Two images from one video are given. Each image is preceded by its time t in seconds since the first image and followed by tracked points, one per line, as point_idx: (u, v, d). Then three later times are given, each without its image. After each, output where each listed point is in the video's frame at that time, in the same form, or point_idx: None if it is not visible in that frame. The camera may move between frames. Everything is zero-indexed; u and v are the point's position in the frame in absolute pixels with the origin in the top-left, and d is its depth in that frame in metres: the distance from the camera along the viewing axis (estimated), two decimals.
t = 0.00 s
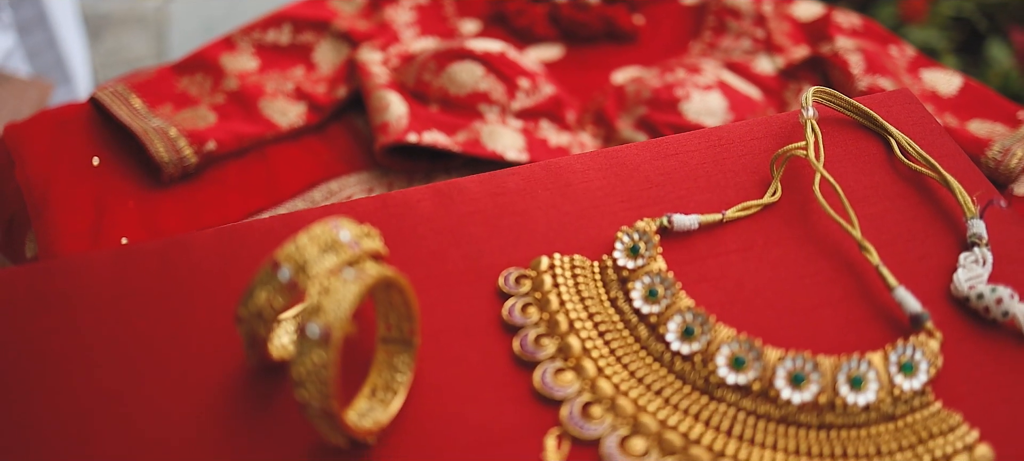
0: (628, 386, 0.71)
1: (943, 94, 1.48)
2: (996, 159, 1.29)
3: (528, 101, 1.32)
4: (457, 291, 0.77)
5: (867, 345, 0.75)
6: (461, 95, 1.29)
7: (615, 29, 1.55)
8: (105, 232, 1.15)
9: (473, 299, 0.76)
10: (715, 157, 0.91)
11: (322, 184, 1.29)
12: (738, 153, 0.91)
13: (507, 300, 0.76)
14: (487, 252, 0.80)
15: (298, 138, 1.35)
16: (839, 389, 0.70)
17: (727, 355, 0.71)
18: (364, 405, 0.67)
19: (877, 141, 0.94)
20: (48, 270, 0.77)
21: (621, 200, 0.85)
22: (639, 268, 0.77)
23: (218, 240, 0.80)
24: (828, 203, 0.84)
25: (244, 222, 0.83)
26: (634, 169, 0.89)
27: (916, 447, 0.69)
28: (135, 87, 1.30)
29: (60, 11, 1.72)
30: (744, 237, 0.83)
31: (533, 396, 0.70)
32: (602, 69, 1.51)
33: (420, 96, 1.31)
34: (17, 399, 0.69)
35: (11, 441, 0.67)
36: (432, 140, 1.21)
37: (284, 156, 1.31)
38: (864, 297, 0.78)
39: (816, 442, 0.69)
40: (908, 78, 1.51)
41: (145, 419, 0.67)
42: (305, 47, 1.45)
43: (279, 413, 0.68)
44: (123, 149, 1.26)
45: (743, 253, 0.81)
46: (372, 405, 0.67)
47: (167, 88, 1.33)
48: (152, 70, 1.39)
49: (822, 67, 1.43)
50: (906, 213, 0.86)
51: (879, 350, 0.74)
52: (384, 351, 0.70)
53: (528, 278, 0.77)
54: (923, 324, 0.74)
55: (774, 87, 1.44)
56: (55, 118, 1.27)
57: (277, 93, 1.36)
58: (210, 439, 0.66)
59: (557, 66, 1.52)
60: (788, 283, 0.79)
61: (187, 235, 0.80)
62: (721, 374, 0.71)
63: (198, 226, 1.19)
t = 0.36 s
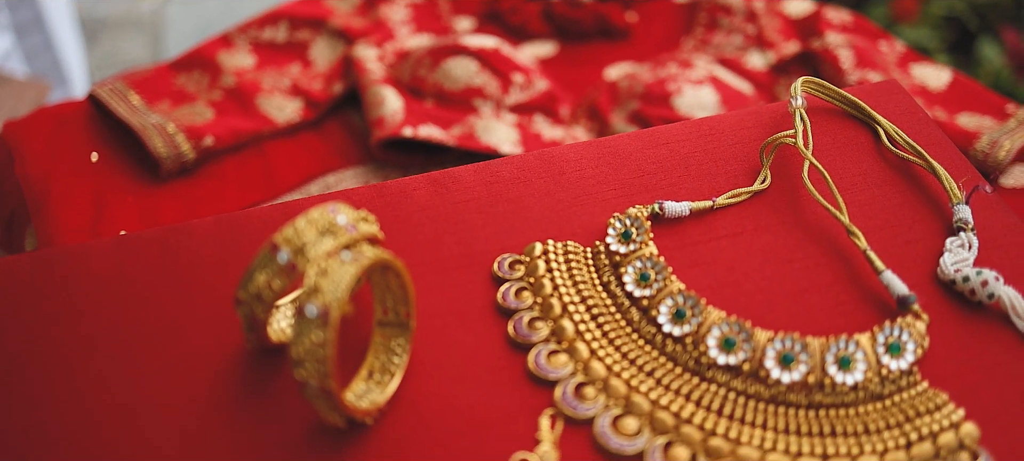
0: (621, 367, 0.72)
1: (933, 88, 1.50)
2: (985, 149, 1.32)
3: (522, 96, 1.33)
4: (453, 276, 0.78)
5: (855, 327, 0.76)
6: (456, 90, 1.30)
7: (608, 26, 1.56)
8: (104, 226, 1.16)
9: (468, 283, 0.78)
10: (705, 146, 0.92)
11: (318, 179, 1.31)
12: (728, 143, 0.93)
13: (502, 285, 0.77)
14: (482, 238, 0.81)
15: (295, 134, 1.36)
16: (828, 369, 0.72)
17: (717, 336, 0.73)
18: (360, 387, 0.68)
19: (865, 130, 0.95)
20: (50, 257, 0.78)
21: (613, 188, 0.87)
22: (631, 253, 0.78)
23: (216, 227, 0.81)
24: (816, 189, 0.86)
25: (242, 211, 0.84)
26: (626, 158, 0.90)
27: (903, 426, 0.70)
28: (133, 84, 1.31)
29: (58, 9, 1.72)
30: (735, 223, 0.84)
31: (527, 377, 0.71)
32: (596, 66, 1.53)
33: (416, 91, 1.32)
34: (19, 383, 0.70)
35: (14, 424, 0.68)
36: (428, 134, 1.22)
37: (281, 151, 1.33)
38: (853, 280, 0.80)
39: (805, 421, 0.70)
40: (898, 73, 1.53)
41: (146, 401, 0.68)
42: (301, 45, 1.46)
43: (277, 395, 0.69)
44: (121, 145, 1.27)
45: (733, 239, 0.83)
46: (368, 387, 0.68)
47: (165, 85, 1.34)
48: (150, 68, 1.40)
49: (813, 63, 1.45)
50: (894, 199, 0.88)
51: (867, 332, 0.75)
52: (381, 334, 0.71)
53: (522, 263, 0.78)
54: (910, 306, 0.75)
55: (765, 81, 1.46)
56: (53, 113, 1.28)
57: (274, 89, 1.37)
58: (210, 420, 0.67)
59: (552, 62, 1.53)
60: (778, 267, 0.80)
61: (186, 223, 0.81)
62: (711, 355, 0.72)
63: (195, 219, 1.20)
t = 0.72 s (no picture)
0: (613, 349, 0.73)
1: (923, 84, 1.52)
2: (972, 143, 1.35)
3: (516, 90, 1.35)
4: (448, 261, 0.79)
5: (842, 310, 0.78)
6: (451, 86, 1.32)
7: (602, 23, 1.57)
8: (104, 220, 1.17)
9: (463, 268, 0.79)
10: (695, 135, 0.94)
11: (315, 174, 1.32)
12: (719, 133, 0.95)
13: (496, 270, 0.78)
14: (477, 225, 0.83)
15: (291, 130, 1.38)
16: (816, 350, 0.73)
17: (707, 318, 0.74)
18: (358, 370, 0.70)
19: (853, 120, 0.97)
20: (52, 246, 0.79)
21: (606, 176, 0.88)
22: (623, 239, 0.80)
23: (215, 215, 0.82)
24: (805, 177, 0.88)
25: (240, 200, 0.86)
26: (618, 147, 0.92)
27: (890, 405, 0.72)
28: (132, 81, 1.33)
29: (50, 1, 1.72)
30: (725, 210, 0.86)
31: (521, 360, 0.73)
32: (590, 62, 1.54)
33: (411, 86, 1.34)
34: (21, 368, 0.71)
35: (18, 407, 0.69)
36: (423, 128, 1.24)
37: (278, 146, 1.34)
38: (841, 264, 0.81)
39: (793, 401, 0.72)
40: (888, 68, 1.55)
41: (147, 384, 0.69)
42: (297, 43, 1.46)
43: (276, 376, 0.70)
44: (120, 141, 1.28)
45: (723, 225, 0.84)
46: (366, 369, 0.70)
47: (164, 82, 1.35)
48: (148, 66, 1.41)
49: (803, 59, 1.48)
50: (881, 186, 0.90)
51: (854, 314, 0.77)
52: (378, 318, 0.73)
53: (516, 249, 0.80)
54: (896, 289, 0.77)
55: (757, 77, 1.47)
56: (52, 110, 1.29)
57: (271, 85, 1.39)
58: (209, 403, 0.68)
59: (546, 59, 1.54)
60: (767, 252, 0.82)
61: (185, 212, 0.83)
62: (702, 337, 0.73)
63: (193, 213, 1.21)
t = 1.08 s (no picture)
0: (605, 332, 0.75)
1: (912, 79, 1.54)
2: (960, 137, 1.37)
3: (511, 86, 1.37)
4: (444, 247, 0.81)
5: (830, 293, 0.80)
6: (446, 81, 1.34)
7: (595, 20, 1.59)
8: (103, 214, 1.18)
9: (458, 254, 0.80)
10: (686, 125, 0.96)
11: (312, 169, 1.33)
12: (709, 124, 0.96)
13: (490, 255, 0.80)
14: (471, 212, 0.84)
15: (289, 126, 1.39)
16: (803, 332, 0.75)
17: (697, 301, 0.76)
18: (354, 352, 0.71)
19: (841, 110, 0.99)
20: (52, 233, 0.80)
21: (598, 165, 0.90)
22: (614, 225, 0.81)
23: (213, 204, 0.84)
24: (793, 166, 0.90)
25: (238, 190, 0.87)
26: (610, 138, 0.94)
27: (876, 384, 0.73)
28: (130, 78, 1.34)
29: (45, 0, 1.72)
30: (714, 198, 0.88)
31: (515, 342, 0.74)
32: (584, 59, 1.56)
33: (407, 82, 1.35)
34: (21, 349, 0.72)
35: (17, 387, 0.69)
36: (419, 123, 1.25)
37: (275, 141, 1.36)
38: (828, 251, 0.83)
39: (782, 381, 0.73)
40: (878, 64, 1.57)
41: (147, 365, 0.70)
42: (294, 40, 1.47)
43: (274, 358, 0.71)
44: (118, 137, 1.29)
45: (713, 212, 0.86)
46: (362, 351, 0.71)
47: (162, 79, 1.36)
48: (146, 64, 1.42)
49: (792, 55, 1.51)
50: (868, 175, 0.92)
51: (841, 298, 0.79)
52: (374, 302, 0.74)
53: (509, 235, 0.81)
54: (883, 273, 0.78)
55: (749, 73, 1.49)
56: (51, 105, 1.30)
57: (269, 82, 1.40)
58: (208, 383, 0.69)
59: (541, 56, 1.56)
60: (756, 238, 0.84)
61: (184, 201, 0.84)
62: (691, 319, 0.75)
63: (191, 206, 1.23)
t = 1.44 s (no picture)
0: (595, 316, 0.76)
1: (900, 75, 1.56)
2: (947, 131, 1.39)
3: (504, 82, 1.38)
4: (438, 233, 0.82)
5: (817, 278, 0.81)
6: (440, 78, 1.35)
7: (587, 18, 1.61)
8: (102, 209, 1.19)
9: (452, 241, 0.82)
10: (676, 117, 0.98)
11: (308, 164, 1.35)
12: (699, 114, 0.98)
13: (483, 242, 0.82)
14: (465, 200, 0.86)
15: (284, 123, 1.41)
16: (789, 315, 0.77)
17: (686, 286, 0.77)
18: (350, 335, 0.72)
19: (828, 101, 1.02)
20: (54, 222, 0.82)
21: (590, 155, 0.92)
22: (605, 212, 0.83)
23: (212, 193, 0.85)
24: (780, 155, 0.92)
25: (236, 180, 0.88)
26: (601, 128, 0.96)
27: (861, 365, 0.75)
28: (128, 76, 1.35)
29: None
30: (703, 186, 0.90)
31: (507, 326, 0.76)
32: (576, 57, 1.57)
33: (402, 78, 1.37)
34: (24, 334, 0.73)
35: (20, 370, 0.71)
36: (413, 118, 1.27)
37: (272, 138, 1.37)
38: (815, 237, 0.85)
39: (769, 362, 0.75)
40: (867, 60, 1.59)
41: (148, 348, 0.72)
42: (290, 38, 1.49)
43: (273, 341, 0.73)
44: (116, 134, 1.30)
45: (701, 201, 0.88)
46: (358, 335, 0.73)
47: (160, 77, 1.38)
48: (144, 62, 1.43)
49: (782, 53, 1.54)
50: (854, 164, 0.94)
51: (827, 282, 0.80)
52: (370, 287, 0.76)
53: (502, 222, 0.83)
54: (867, 257, 0.80)
55: (740, 70, 1.51)
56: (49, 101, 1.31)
57: (265, 80, 1.41)
58: (208, 365, 0.71)
59: (533, 55, 1.57)
60: (744, 225, 0.86)
61: (184, 191, 0.86)
62: (680, 303, 0.77)
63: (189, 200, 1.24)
